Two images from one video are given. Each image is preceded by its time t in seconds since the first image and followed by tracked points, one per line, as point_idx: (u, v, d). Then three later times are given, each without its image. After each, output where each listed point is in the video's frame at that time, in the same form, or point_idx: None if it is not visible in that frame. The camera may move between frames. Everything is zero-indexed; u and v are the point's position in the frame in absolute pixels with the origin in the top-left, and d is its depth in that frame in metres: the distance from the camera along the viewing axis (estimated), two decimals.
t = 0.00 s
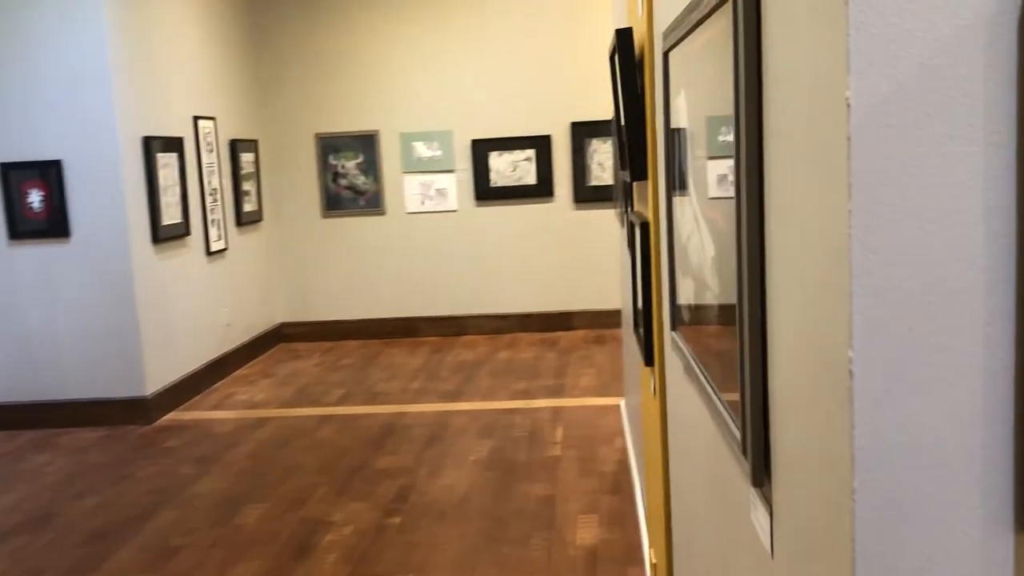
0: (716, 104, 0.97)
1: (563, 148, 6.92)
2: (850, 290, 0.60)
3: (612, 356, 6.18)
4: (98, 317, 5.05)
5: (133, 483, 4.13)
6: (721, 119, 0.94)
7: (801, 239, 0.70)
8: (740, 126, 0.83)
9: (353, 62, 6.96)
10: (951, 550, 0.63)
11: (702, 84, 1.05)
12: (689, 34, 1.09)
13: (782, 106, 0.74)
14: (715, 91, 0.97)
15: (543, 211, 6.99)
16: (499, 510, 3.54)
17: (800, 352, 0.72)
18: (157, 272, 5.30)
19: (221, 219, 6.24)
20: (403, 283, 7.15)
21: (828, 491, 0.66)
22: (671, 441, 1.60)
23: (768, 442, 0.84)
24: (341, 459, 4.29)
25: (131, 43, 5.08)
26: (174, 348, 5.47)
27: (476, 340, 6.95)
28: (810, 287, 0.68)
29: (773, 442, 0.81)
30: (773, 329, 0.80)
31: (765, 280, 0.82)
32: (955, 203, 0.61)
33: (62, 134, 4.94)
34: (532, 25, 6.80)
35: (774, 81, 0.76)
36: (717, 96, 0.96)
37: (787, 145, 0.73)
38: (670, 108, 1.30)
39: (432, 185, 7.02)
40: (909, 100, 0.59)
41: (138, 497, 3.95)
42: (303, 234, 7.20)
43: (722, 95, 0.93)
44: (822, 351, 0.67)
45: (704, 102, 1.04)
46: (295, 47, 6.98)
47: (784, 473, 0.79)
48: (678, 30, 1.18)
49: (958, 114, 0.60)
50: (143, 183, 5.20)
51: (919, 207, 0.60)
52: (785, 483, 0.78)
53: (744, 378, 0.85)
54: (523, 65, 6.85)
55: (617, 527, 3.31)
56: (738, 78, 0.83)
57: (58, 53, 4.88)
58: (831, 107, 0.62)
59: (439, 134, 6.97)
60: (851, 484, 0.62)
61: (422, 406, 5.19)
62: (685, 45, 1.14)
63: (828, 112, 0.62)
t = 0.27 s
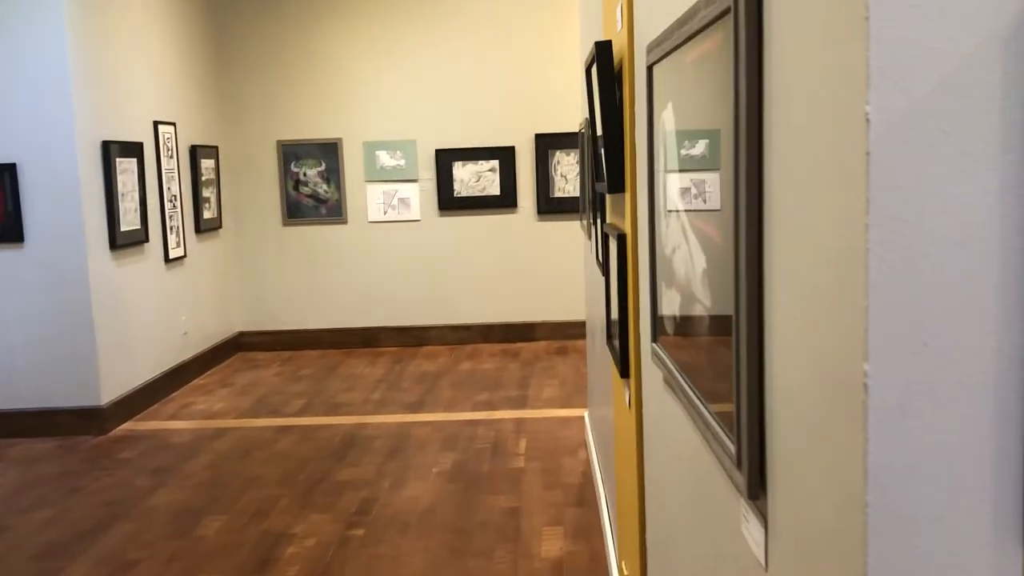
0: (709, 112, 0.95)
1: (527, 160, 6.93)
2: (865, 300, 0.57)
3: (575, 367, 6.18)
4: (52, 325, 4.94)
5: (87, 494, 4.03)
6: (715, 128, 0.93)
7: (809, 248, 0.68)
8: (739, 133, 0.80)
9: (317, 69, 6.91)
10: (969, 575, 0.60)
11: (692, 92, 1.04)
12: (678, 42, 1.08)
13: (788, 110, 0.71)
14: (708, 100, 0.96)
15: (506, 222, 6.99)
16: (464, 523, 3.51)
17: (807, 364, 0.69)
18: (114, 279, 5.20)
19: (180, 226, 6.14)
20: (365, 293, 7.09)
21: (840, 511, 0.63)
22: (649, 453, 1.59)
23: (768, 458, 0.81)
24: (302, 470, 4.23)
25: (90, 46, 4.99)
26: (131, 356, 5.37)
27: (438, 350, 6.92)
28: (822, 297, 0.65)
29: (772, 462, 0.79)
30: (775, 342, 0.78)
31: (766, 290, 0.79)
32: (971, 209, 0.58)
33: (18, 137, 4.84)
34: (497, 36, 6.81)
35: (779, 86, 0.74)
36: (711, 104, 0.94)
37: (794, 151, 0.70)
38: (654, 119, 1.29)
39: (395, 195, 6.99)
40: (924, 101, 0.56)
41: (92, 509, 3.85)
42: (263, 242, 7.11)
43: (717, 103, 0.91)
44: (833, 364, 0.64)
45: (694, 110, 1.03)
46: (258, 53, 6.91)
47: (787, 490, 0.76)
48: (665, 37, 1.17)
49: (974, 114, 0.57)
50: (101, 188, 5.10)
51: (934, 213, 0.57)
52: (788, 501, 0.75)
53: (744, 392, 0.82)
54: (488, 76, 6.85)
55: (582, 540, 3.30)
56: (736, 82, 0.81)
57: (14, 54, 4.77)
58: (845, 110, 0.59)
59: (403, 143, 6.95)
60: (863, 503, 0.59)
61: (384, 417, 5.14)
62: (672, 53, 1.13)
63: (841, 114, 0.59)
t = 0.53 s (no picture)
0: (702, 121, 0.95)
1: (484, 169, 6.93)
2: (888, 308, 0.58)
3: (531, 377, 6.19)
4: None
5: (33, 507, 3.91)
6: (710, 137, 0.93)
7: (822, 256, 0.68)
8: (743, 141, 0.81)
9: (271, 75, 6.83)
10: None
11: (681, 101, 1.04)
12: (666, 52, 1.09)
13: (798, 119, 0.72)
14: (700, 109, 0.96)
15: (462, 231, 6.97)
16: (424, 533, 3.48)
17: (819, 372, 0.70)
18: (61, 286, 5.07)
19: (130, 232, 6.01)
20: (318, 301, 7.01)
21: (857, 518, 0.63)
22: (623, 461, 1.59)
23: (769, 466, 0.81)
24: (257, 481, 4.16)
25: (39, 46, 4.87)
26: (78, 364, 5.23)
27: (393, 359, 6.87)
28: (838, 305, 0.65)
29: (775, 469, 0.80)
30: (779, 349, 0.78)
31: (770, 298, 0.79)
32: (990, 220, 0.58)
33: None
34: (455, 45, 6.80)
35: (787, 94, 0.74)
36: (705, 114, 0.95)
37: (806, 158, 0.71)
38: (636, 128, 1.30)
39: (350, 202, 6.93)
40: (947, 112, 0.56)
41: (39, 522, 3.74)
42: (215, 248, 7.00)
43: (712, 112, 0.92)
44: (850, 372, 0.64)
45: (684, 119, 1.03)
46: (211, 57, 6.81)
47: (792, 497, 0.76)
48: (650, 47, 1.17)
49: (990, 125, 0.58)
50: (48, 192, 4.97)
51: (953, 221, 0.58)
52: (793, 508, 0.75)
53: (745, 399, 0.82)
54: (445, 84, 6.84)
55: (543, 549, 3.29)
56: (739, 90, 0.81)
57: None
58: (867, 119, 0.60)
59: (359, 151, 6.89)
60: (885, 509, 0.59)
61: (339, 426, 5.08)
62: (659, 62, 1.13)
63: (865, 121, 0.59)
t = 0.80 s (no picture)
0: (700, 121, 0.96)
1: (431, 172, 6.90)
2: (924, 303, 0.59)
3: (482, 380, 6.18)
4: None
5: None
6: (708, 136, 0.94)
7: (842, 253, 0.69)
8: (750, 142, 0.82)
9: (212, 77, 6.70)
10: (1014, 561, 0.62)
11: (674, 102, 1.05)
12: (656, 54, 1.10)
13: (813, 118, 0.73)
14: (696, 111, 0.97)
15: (410, 234, 6.93)
16: (384, 539, 3.45)
17: (839, 368, 0.71)
18: None
19: (67, 238, 5.85)
20: (264, 307, 6.91)
21: (889, 509, 0.64)
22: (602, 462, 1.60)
23: (781, 460, 0.82)
24: (209, 492, 4.08)
25: None
26: (16, 376, 5.07)
27: (341, 365, 6.80)
28: (862, 302, 0.67)
29: (787, 462, 0.81)
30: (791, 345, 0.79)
31: (780, 296, 0.80)
32: (1017, 212, 0.60)
33: None
34: (400, 47, 6.77)
35: (799, 95, 0.75)
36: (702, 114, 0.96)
37: (821, 158, 0.72)
38: (620, 130, 1.31)
39: (295, 206, 6.84)
40: (977, 111, 0.58)
41: None
42: (155, 255, 6.84)
43: (710, 113, 0.93)
44: (876, 367, 0.65)
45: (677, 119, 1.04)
46: (149, 59, 6.66)
47: (809, 491, 0.77)
48: (637, 49, 1.18)
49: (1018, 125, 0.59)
50: None
51: (987, 216, 0.59)
52: (811, 501, 0.77)
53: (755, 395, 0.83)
54: (390, 87, 6.80)
55: (506, 552, 3.29)
56: (746, 92, 0.82)
57: None
58: (896, 119, 0.61)
59: (303, 154, 6.80)
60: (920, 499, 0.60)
61: (291, 434, 5.01)
62: (647, 64, 1.14)
63: (894, 121, 0.60)
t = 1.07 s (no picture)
0: (703, 116, 0.98)
1: (374, 169, 6.85)
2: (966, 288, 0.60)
3: (431, 378, 6.17)
4: None
5: None
6: (712, 130, 0.96)
7: (871, 243, 0.71)
8: (766, 135, 0.83)
9: (147, 74, 6.54)
10: None
11: (671, 97, 1.07)
12: (652, 50, 1.11)
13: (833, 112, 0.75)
14: (699, 106, 0.98)
15: (354, 233, 6.87)
16: (344, 540, 3.42)
17: (869, 355, 0.73)
18: None
19: None
20: (205, 308, 6.78)
21: (927, 490, 0.66)
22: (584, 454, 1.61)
23: (801, 446, 0.84)
24: (160, 498, 3.99)
25: None
26: None
27: (287, 366, 6.71)
28: (894, 289, 0.68)
29: (806, 448, 0.83)
30: (811, 334, 0.81)
31: (799, 285, 0.82)
32: None
33: None
34: (340, 43, 6.70)
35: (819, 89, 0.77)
36: (705, 109, 0.97)
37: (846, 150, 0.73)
38: (608, 125, 1.32)
39: (235, 206, 6.72)
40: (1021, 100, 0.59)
41: None
42: (91, 257, 6.65)
43: (716, 107, 0.94)
44: (910, 353, 0.67)
45: (675, 114, 1.05)
46: (81, 55, 6.47)
47: (833, 475, 0.79)
48: (629, 45, 1.19)
49: None
50: None
51: None
52: (835, 486, 0.78)
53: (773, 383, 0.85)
54: (331, 84, 6.72)
55: (468, 548, 3.30)
56: (760, 87, 0.83)
57: None
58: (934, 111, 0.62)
59: (243, 152, 6.68)
60: (960, 480, 0.62)
61: (240, 437, 4.93)
62: (641, 60, 1.16)
63: (929, 114, 0.62)
